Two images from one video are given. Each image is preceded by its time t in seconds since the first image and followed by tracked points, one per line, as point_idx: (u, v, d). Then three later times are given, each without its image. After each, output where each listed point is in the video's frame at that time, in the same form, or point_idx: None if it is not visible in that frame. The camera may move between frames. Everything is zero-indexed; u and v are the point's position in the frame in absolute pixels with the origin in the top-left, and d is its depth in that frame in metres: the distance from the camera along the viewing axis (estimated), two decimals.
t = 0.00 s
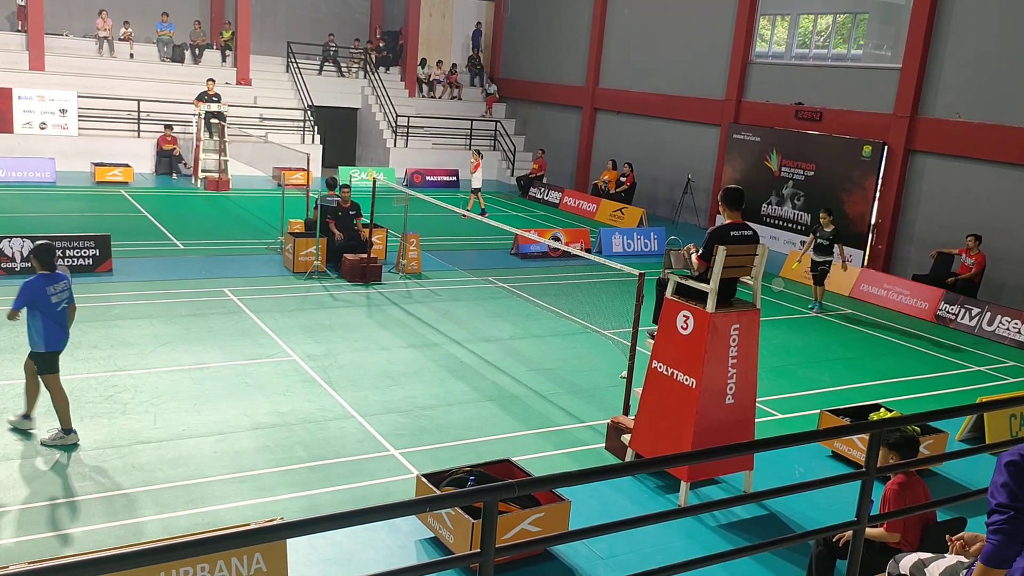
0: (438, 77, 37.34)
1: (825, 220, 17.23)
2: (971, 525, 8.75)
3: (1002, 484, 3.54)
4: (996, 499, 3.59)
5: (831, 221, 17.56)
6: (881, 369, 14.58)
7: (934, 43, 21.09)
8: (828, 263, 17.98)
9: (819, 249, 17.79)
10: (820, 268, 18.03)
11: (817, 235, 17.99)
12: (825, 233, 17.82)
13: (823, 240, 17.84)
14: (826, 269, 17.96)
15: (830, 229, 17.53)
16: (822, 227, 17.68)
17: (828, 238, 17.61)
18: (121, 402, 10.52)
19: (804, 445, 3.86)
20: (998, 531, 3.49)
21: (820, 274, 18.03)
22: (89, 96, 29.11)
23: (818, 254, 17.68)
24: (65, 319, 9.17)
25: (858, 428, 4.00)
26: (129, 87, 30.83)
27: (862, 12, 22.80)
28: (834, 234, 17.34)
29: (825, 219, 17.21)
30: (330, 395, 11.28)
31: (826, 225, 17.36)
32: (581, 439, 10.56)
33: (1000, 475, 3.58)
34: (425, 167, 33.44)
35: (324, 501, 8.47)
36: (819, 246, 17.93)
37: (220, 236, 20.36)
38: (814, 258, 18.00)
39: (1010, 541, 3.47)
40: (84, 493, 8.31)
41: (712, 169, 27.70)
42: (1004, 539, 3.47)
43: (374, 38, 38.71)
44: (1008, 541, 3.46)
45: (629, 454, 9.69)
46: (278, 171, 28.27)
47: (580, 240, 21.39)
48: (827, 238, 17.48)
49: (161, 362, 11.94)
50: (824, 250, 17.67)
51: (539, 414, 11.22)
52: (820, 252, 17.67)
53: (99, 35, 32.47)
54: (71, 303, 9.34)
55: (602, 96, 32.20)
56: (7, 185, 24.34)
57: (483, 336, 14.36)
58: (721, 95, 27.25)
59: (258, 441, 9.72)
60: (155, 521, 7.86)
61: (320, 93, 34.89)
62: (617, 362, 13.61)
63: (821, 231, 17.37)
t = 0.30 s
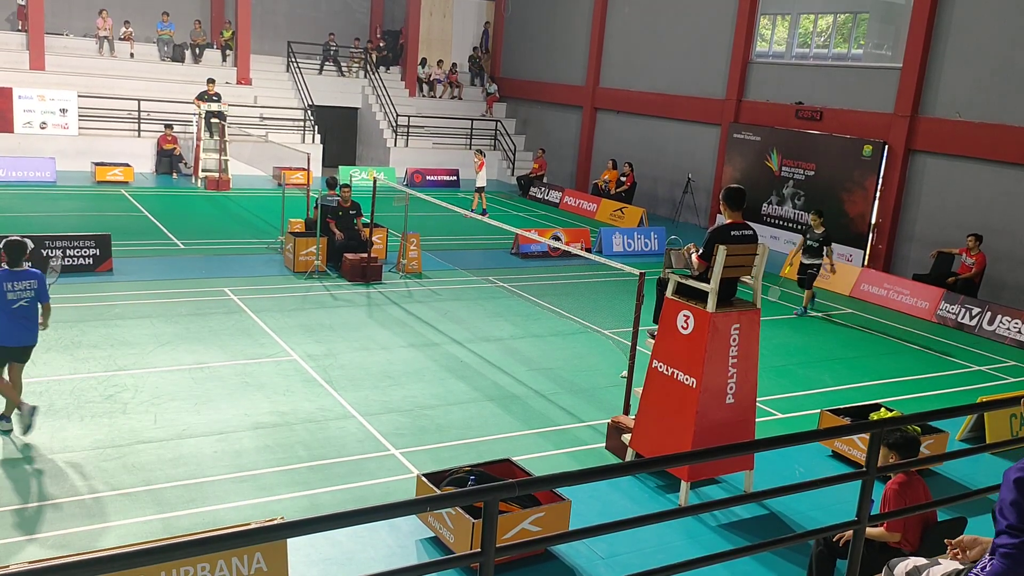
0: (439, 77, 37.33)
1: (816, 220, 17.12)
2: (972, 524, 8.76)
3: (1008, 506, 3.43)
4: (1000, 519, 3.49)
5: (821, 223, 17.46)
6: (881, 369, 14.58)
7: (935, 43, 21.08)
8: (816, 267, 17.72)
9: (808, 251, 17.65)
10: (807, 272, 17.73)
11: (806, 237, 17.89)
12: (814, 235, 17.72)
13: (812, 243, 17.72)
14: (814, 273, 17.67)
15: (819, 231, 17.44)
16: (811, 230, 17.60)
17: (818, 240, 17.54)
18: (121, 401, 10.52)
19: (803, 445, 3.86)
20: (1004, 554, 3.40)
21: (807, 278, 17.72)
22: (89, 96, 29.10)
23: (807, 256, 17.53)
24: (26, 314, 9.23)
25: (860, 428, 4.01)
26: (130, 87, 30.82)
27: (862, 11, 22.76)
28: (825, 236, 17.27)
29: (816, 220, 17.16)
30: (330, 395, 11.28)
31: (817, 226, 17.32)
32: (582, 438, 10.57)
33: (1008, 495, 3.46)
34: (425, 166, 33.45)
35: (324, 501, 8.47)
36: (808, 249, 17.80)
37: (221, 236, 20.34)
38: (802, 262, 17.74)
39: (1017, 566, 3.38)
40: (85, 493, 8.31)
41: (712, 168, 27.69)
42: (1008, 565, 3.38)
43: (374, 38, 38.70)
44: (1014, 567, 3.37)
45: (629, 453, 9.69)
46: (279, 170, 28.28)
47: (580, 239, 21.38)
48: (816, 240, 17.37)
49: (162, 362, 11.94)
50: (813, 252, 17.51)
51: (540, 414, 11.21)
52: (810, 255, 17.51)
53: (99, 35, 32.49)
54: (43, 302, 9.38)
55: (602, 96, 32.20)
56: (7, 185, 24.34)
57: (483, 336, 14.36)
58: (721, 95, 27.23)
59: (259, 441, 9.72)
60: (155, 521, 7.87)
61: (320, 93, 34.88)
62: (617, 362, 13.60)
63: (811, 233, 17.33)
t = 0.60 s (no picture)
0: (439, 77, 37.31)
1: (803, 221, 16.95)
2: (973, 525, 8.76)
3: None
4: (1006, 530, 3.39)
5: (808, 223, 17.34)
6: (880, 369, 14.58)
7: (934, 43, 21.07)
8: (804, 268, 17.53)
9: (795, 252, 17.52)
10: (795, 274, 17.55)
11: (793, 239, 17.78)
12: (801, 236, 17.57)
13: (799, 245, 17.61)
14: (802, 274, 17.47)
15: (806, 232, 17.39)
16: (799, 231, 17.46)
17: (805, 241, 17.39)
18: (121, 401, 10.52)
19: (803, 445, 3.86)
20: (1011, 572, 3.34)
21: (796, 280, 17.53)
22: (88, 96, 29.08)
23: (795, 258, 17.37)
24: None
25: (860, 428, 4.00)
26: (129, 87, 30.81)
27: (862, 12, 22.76)
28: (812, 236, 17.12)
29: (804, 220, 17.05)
30: (330, 395, 11.27)
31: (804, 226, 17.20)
32: (582, 438, 10.57)
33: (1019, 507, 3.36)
34: (425, 166, 33.46)
35: (324, 500, 8.47)
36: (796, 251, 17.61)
37: (221, 236, 20.33)
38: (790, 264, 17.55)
39: None
40: (84, 492, 8.31)
41: (712, 169, 27.68)
42: None
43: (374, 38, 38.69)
44: None
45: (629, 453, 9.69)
46: (278, 170, 28.28)
47: (580, 240, 21.37)
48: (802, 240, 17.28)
49: (161, 362, 11.94)
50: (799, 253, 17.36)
51: (539, 414, 11.21)
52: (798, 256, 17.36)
53: (99, 35, 32.50)
54: (18, 299, 9.37)
55: (602, 96, 32.21)
56: (7, 185, 24.34)
57: (483, 336, 14.36)
58: (721, 95, 27.23)
59: (258, 441, 9.72)
60: (155, 521, 7.87)
61: (320, 93, 34.87)
62: (617, 362, 13.60)
63: (799, 233, 17.22)
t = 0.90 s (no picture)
0: (439, 77, 37.30)
1: (787, 222, 16.69)
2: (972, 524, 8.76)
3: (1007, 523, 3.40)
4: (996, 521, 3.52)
5: (792, 225, 17.14)
6: (881, 369, 14.57)
7: (935, 44, 21.08)
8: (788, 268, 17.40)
9: (780, 253, 17.36)
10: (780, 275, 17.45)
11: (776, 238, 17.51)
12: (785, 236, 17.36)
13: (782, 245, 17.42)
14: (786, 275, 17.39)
15: (790, 233, 17.25)
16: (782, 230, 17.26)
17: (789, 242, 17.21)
18: (121, 401, 10.53)
19: (805, 445, 3.86)
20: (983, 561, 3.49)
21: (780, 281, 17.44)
22: (88, 96, 29.06)
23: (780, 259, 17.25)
24: None
25: (860, 428, 4.00)
26: (129, 87, 30.81)
27: (863, 12, 22.75)
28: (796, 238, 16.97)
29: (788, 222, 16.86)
30: (330, 395, 11.27)
31: (788, 228, 17.02)
32: (581, 438, 10.58)
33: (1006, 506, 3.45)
34: (425, 167, 33.47)
35: (324, 500, 8.48)
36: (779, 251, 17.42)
37: (220, 236, 20.32)
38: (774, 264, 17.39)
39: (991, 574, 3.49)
40: (84, 492, 8.31)
41: (713, 169, 27.68)
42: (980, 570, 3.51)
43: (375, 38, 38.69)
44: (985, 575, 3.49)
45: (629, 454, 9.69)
46: (279, 170, 28.29)
47: (580, 240, 21.37)
48: (787, 240, 17.10)
49: (161, 362, 11.94)
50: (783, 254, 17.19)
51: (540, 414, 11.22)
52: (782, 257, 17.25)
53: (99, 35, 32.53)
54: None
55: (603, 96, 32.21)
56: (7, 185, 24.34)
57: (483, 336, 14.37)
58: (721, 96, 27.23)
59: (259, 441, 9.73)
60: (156, 520, 7.87)
61: (321, 93, 34.87)
62: (618, 362, 13.59)
63: (783, 235, 17.05)
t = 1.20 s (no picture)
0: (439, 77, 37.28)
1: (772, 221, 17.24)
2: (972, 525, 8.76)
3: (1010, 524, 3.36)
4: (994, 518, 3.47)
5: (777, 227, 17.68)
6: (881, 370, 14.57)
7: (935, 44, 21.08)
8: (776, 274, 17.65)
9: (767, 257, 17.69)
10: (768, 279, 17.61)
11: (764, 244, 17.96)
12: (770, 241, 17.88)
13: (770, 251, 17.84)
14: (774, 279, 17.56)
15: (778, 235, 17.71)
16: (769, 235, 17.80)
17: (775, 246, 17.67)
18: (121, 401, 10.53)
19: (805, 445, 3.87)
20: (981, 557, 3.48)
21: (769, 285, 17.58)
22: (87, 96, 29.07)
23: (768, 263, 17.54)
24: None
25: (860, 428, 4.01)
26: (130, 87, 30.84)
27: (863, 13, 22.75)
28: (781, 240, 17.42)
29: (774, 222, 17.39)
30: (330, 395, 11.27)
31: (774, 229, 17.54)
32: (581, 439, 10.57)
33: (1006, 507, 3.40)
34: (425, 167, 33.47)
35: (324, 500, 8.48)
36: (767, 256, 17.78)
37: (221, 236, 20.34)
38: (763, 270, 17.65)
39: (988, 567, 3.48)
40: (83, 492, 8.31)
41: (713, 170, 27.68)
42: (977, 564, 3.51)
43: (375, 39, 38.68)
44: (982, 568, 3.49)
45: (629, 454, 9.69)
46: (279, 170, 28.30)
47: (580, 240, 21.37)
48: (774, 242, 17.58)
49: (161, 362, 11.95)
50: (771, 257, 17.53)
51: (539, 414, 11.22)
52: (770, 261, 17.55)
53: (99, 36, 32.53)
54: None
55: (603, 97, 32.21)
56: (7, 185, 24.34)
57: (483, 336, 14.37)
58: (721, 96, 27.24)
59: (259, 441, 9.73)
60: (155, 521, 7.87)
61: (321, 94, 34.86)
62: (617, 363, 13.59)
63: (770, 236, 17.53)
